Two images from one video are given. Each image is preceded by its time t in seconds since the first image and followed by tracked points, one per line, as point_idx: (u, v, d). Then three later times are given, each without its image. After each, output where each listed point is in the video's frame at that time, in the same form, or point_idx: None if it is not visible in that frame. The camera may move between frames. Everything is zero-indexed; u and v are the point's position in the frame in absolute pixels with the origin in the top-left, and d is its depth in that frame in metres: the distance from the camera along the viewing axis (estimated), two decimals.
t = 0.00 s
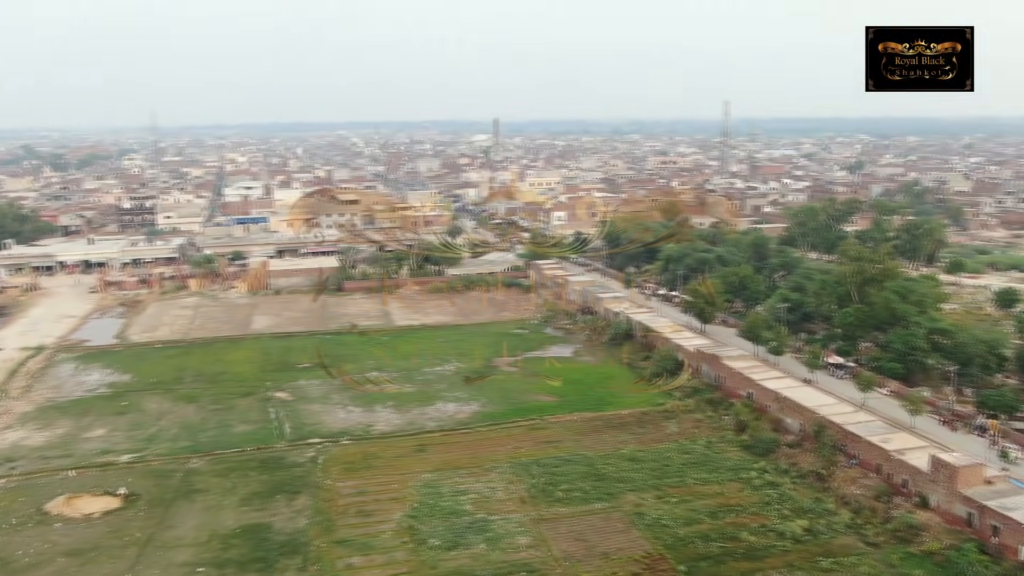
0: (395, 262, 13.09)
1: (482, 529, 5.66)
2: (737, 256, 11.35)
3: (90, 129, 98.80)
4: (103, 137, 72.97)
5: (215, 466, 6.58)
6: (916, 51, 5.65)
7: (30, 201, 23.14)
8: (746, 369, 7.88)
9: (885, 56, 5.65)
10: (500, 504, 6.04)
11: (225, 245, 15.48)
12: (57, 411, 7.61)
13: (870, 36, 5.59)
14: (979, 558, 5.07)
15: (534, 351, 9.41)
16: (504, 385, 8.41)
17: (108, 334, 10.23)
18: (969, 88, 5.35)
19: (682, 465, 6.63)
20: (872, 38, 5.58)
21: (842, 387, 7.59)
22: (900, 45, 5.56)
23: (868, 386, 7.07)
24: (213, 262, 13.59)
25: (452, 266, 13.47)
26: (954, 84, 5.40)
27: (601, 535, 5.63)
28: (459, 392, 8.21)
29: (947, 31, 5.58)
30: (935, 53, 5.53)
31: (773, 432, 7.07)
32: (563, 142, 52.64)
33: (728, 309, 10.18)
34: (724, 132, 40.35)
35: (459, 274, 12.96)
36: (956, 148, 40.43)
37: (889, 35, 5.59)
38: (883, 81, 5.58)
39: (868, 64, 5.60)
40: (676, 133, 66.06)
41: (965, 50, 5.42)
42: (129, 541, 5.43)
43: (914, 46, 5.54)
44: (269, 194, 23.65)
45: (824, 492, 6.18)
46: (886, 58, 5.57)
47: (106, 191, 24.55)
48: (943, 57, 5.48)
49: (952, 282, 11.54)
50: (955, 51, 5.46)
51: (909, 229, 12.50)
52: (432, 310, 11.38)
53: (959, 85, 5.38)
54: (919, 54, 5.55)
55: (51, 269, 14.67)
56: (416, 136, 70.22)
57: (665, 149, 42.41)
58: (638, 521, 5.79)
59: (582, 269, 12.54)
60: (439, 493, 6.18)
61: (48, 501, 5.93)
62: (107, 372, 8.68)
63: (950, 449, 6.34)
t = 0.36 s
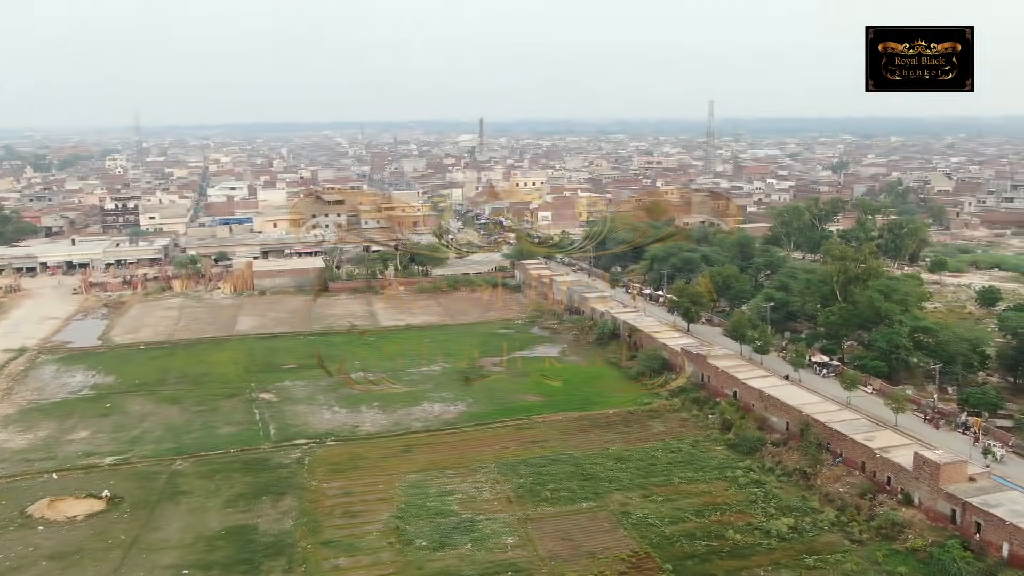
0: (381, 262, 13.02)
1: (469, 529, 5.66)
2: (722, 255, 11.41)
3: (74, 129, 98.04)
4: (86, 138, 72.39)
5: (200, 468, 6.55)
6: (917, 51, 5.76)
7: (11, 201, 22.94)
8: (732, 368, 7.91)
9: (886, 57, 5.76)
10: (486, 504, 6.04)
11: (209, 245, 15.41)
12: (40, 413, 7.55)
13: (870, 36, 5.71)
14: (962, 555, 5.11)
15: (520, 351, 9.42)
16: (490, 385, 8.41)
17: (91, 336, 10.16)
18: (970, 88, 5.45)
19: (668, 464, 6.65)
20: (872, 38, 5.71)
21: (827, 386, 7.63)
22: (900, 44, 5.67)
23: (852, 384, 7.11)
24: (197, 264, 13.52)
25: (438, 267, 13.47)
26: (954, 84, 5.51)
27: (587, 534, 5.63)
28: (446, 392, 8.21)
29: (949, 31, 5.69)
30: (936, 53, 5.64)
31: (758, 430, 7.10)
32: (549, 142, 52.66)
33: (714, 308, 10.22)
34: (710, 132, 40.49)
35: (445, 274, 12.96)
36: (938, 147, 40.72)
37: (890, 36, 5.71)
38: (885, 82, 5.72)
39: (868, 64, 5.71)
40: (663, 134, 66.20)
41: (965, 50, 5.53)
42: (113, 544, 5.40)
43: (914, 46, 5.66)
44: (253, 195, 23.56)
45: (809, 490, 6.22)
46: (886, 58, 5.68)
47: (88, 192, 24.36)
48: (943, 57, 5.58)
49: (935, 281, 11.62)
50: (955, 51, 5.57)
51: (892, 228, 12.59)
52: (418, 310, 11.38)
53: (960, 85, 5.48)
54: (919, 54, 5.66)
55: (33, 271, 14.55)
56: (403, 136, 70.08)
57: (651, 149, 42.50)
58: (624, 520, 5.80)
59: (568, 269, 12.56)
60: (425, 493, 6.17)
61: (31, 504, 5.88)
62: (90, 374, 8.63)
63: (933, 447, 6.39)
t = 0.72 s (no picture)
0: (366, 263, 13.06)
1: (456, 529, 5.66)
2: (707, 255, 11.45)
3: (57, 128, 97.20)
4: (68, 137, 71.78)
5: (185, 469, 6.51)
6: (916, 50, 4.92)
7: None
8: (717, 367, 7.94)
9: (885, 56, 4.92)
10: (473, 504, 6.04)
11: (193, 246, 15.33)
12: (22, 416, 7.49)
13: (869, 36, 4.92)
14: (946, 551, 5.16)
15: (505, 351, 9.41)
16: (477, 385, 8.41)
17: (74, 337, 10.09)
18: (971, 89, 4.64)
19: (654, 463, 6.67)
20: (871, 37, 4.92)
21: (811, 385, 7.68)
22: (901, 43, 4.83)
23: (837, 383, 7.15)
24: (181, 265, 13.42)
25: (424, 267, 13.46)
26: (954, 85, 4.68)
27: (573, 533, 5.65)
28: (432, 392, 8.20)
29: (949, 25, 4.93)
30: (936, 52, 4.80)
31: (744, 429, 7.13)
32: (534, 142, 52.69)
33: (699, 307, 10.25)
34: (694, 132, 40.63)
35: (430, 274, 12.95)
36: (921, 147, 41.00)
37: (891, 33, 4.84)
38: (885, 82, 4.87)
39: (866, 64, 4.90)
40: (650, 134, 66.38)
41: (966, 50, 4.71)
42: (97, 547, 5.36)
43: (915, 45, 4.85)
44: (237, 195, 23.46)
45: (794, 488, 6.25)
46: (886, 58, 4.85)
47: (69, 192, 24.17)
48: (943, 57, 4.75)
49: (918, 279, 11.70)
50: (955, 50, 4.75)
51: (875, 228, 12.66)
52: (404, 311, 11.36)
53: (960, 86, 4.66)
54: (919, 54, 4.84)
55: (15, 272, 14.43)
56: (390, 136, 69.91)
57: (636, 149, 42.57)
58: (611, 519, 5.81)
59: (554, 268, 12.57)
60: (411, 494, 6.16)
61: (13, 508, 5.83)
62: (73, 376, 8.57)
63: (917, 444, 6.43)
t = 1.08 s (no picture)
0: (350, 262, 12.93)
1: (441, 529, 5.66)
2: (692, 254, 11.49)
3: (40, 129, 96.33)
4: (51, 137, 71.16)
5: (168, 472, 6.47)
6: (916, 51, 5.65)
7: None
8: (702, 366, 7.97)
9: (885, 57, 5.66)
10: (458, 504, 6.04)
11: (176, 247, 15.25)
12: (3, 418, 7.42)
13: (871, 36, 5.56)
14: (929, 548, 5.19)
15: (490, 351, 9.41)
16: (462, 385, 8.40)
17: (55, 339, 10.01)
18: (969, 89, 5.39)
19: (640, 462, 6.68)
20: (873, 38, 5.57)
21: (796, 383, 7.72)
22: (900, 44, 5.55)
23: (820, 381, 7.20)
24: (164, 265, 13.33)
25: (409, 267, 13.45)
26: (954, 84, 5.43)
27: (559, 533, 5.65)
28: (417, 393, 8.19)
29: (946, 30, 5.61)
30: (935, 53, 5.54)
31: (728, 428, 7.16)
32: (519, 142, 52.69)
33: (684, 307, 10.29)
34: (680, 133, 40.77)
35: (415, 275, 12.94)
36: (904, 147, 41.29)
37: (889, 36, 5.59)
38: (884, 82, 5.61)
39: (868, 64, 5.60)
40: (637, 134, 66.53)
41: (965, 50, 5.42)
42: (79, 550, 5.32)
43: (914, 46, 5.53)
44: (221, 196, 23.37)
45: (779, 486, 6.28)
46: (886, 58, 5.58)
47: (49, 193, 23.97)
48: (943, 57, 5.47)
49: (901, 278, 11.78)
50: (955, 51, 5.46)
51: (858, 227, 12.75)
52: (389, 311, 11.34)
53: (960, 86, 5.42)
54: (919, 54, 5.55)
55: None
56: (377, 136, 69.75)
57: (621, 149, 42.66)
58: (596, 519, 5.82)
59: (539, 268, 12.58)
60: (397, 494, 6.15)
61: None
62: (55, 378, 8.50)
63: (899, 442, 6.48)
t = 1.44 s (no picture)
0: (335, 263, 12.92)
1: (427, 530, 5.65)
2: (676, 254, 11.54)
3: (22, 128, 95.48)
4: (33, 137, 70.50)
5: (152, 474, 6.44)
6: (915, 50, 5.47)
7: None
8: (687, 365, 8.00)
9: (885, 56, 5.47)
10: (444, 505, 6.03)
11: (159, 248, 15.16)
12: None
13: (871, 36, 5.37)
14: (912, 545, 5.24)
15: (476, 352, 9.41)
16: (447, 385, 8.40)
17: (37, 341, 9.93)
18: (970, 89, 5.17)
19: (625, 462, 6.70)
20: (874, 38, 5.38)
21: (780, 382, 7.76)
22: (900, 44, 5.36)
23: (804, 379, 7.24)
24: (147, 266, 13.25)
25: (393, 267, 13.45)
26: (955, 84, 5.21)
27: (545, 533, 5.66)
28: (402, 393, 8.18)
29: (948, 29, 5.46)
30: (935, 53, 5.34)
31: (713, 426, 7.19)
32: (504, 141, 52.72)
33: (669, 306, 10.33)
34: (664, 133, 40.90)
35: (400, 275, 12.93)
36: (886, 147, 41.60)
37: (889, 35, 5.36)
38: (884, 82, 5.38)
39: (868, 64, 5.40)
40: (623, 134, 66.72)
41: (966, 50, 5.21)
42: (62, 554, 5.28)
43: (915, 46, 5.35)
44: (204, 196, 23.26)
45: (763, 484, 6.31)
46: (887, 58, 5.39)
47: (29, 194, 23.77)
48: (944, 57, 5.28)
49: (883, 277, 11.88)
50: (956, 51, 5.25)
51: (841, 227, 12.83)
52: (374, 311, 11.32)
53: (960, 86, 5.18)
54: (920, 54, 5.37)
55: None
56: (359, 135, 69.57)
57: (605, 149, 42.74)
58: (582, 518, 5.83)
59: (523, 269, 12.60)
60: (382, 495, 6.14)
61: None
62: (37, 380, 8.43)
63: (883, 440, 6.53)
